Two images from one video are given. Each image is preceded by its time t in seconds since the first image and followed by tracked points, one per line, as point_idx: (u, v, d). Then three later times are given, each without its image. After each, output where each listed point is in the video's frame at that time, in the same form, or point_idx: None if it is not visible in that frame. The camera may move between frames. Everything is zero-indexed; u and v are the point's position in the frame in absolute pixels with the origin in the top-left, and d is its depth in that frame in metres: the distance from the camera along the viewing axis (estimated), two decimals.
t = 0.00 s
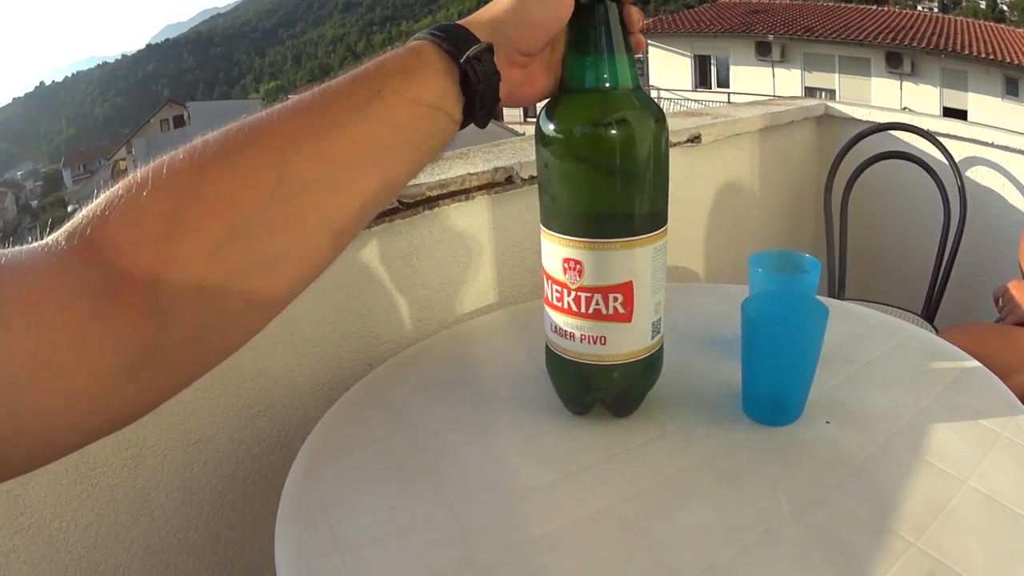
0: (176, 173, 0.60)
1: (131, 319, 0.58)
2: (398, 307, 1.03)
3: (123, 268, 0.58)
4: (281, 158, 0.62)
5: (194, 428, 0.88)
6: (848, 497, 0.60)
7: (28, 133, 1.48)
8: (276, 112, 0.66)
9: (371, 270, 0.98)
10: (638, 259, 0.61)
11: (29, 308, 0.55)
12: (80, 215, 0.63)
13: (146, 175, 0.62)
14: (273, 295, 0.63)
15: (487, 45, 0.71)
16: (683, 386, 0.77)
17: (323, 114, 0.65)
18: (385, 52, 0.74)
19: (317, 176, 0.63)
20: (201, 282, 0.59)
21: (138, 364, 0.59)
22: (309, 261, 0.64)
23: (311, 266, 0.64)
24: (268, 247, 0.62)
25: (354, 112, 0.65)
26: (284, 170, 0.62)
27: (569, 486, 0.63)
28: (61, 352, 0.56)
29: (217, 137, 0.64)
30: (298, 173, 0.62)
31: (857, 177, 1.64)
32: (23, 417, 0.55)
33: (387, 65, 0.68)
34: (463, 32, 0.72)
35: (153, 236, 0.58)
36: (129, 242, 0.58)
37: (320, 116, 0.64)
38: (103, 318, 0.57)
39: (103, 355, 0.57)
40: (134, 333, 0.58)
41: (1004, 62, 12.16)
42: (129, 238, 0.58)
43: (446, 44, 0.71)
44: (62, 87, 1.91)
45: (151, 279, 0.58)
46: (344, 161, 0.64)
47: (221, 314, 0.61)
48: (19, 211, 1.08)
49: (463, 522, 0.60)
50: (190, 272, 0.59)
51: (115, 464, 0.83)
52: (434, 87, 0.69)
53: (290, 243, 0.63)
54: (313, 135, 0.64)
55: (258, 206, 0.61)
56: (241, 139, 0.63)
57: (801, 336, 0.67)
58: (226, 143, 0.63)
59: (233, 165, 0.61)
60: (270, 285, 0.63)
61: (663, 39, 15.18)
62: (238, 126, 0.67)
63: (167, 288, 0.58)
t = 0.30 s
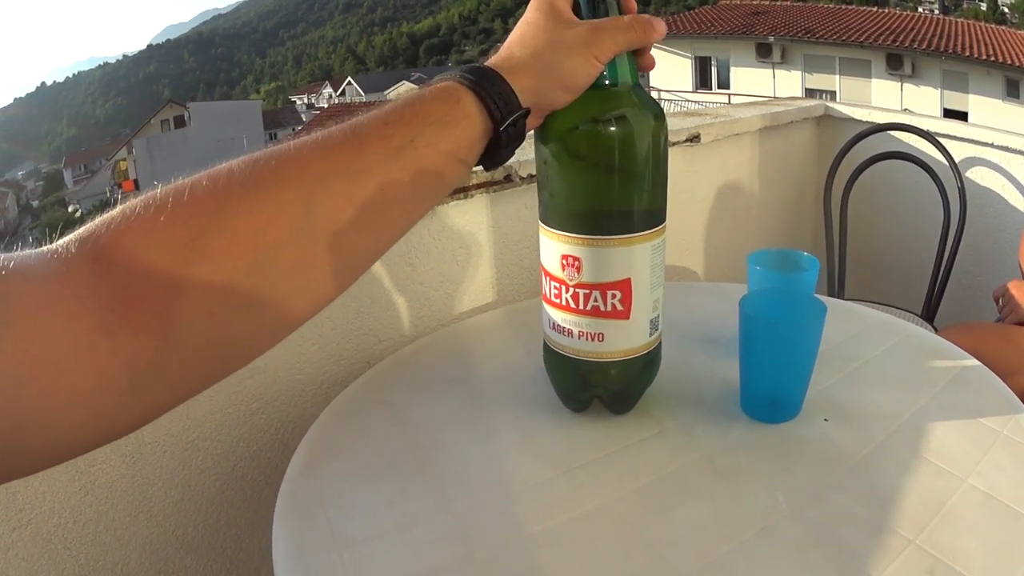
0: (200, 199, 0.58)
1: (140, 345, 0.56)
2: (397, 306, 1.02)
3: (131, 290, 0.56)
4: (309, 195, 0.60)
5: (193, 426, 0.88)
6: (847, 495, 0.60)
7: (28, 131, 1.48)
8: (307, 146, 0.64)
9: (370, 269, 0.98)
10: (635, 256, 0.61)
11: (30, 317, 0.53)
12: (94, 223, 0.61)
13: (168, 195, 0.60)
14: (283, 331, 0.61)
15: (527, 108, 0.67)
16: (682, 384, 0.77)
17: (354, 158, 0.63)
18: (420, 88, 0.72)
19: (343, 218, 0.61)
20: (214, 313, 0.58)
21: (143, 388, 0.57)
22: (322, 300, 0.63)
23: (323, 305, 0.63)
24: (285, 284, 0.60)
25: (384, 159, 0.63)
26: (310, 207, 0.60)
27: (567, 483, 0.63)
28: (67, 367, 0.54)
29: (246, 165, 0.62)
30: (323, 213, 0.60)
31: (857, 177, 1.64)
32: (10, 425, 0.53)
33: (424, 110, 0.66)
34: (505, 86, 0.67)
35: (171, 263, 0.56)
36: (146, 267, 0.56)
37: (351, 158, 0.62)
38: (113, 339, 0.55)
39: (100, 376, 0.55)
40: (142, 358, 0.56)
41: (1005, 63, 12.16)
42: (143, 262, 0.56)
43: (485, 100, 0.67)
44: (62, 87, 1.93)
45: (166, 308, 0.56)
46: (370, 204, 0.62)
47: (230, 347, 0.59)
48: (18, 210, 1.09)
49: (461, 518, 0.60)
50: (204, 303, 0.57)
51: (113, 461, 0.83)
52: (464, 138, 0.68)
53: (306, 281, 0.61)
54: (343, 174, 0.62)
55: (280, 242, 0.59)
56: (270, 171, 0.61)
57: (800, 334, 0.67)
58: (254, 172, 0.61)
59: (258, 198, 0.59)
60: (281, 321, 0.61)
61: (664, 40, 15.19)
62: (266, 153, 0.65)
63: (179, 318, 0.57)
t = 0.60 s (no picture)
0: (204, 209, 0.57)
1: (142, 358, 0.55)
2: (397, 306, 1.03)
3: (134, 302, 0.55)
4: (315, 209, 0.59)
5: (195, 427, 0.88)
6: (846, 494, 0.61)
7: (30, 131, 1.48)
8: (313, 157, 0.62)
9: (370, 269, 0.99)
10: (633, 256, 0.61)
11: (29, 329, 0.52)
12: (98, 228, 0.60)
13: (172, 204, 0.59)
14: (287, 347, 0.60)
15: (533, 124, 0.64)
16: (683, 384, 0.77)
17: (359, 174, 0.61)
18: (430, 100, 0.70)
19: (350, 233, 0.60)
20: (218, 327, 0.57)
21: (143, 400, 0.56)
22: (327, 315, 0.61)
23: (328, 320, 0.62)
24: (289, 300, 0.59)
25: (390, 176, 0.61)
26: (317, 222, 0.59)
27: (568, 483, 0.63)
28: (67, 378, 0.53)
29: (251, 177, 0.61)
30: (328, 228, 0.59)
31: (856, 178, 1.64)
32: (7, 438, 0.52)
33: (430, 125, 0.64)
34: (509, 100, 0.63)
35: (174, 276, 0.55)
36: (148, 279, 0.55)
37: (356, 174, 0.61)
38: (115, 351, 0.54)
39: (98, 389, 0.54)
40: (143, 372, 0.55)
41: (1004, 63, 12.17)
42: (145, 276, 0.55)
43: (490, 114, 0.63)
44: (62, 86, 1.94)
45: (168, 321, 0.55)
46: (377, 220, 0.61)
47: (232, 362, 0.58)
48: (18, 210, 1.09)
49: (463, 518, 0.60)
50: (207, 317, 0.56)
51: (115, 462, 0.84)
52: (471, 155, 0.65)
53: (313, 297, 0.60)
54: (349, 189, 0.60)
55: (286, 257, 0.58)
56: (276, 183, 0.59)
57: (797, 333, 0.67)
58: (259, 185, 0.59)
59: (261, 213, 0.58)
60: (285, 338, 0.60)
61: (663, 39, 15.19)
62: (272, 163, 0.63)
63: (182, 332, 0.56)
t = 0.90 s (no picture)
0: (215, 206, 0.56)
1: (150, 356, 0.54)
2: (399, 305, 1.03)
3: (143, 299, 0.54)
4: (328, 208, 0.58)
5: (197, 424, 0.88)
6: (846, 490, 0.61)
7: (31, 131, 1.49)
8: (326, 155, 0.62)
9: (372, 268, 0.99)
10: (637, 254, 0.62)
11: (34, 326, 0.51)
12: (104, 220, 0.59)
13: (182, 198, 0.58)
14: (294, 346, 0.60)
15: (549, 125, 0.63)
16: (684, 381, 0.78)
17: (372, 174, 0.60)
18: (442, 97, 0.69)
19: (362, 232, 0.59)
20: (227, 325, 0.56)
21: (149, 399, 0.55)
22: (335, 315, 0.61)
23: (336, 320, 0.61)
24: (299, 300, 0.58)
25: (403, 176, 0.61)
26: (329, 221, 0.58)
27: (570, 479, 0.63)
28: (73, 376, 0.52)
29: (263, 174, 0.60)
30: (341, 227, 0.59)
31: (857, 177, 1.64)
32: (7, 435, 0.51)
33: (445, 123, 0.63)
34: (525, 100, 0.63)
35: (184, 273, 0.54)
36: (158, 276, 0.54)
37: (368, 174, 0.60)
38: (123, 349, 0.53)
39: (103, 389, 0.53)
40: (151, 369, 0.54)
41: (1004, 63, 12.16)
42: (154, 274, 0.54)
43: (507, 115, 0.63)
44: (63, 86, 1.94)
45: (176, 319, 0.55)
46: (389, 220, 0.60)
47: (240, 360, 0.58)
48: (19, 210, 1.10)
49: (465, 514, 0.60)
50: (216, 315, 0.56)
51: (117, 460, 0.84)
52: (484, 155, 0.64)
53: (323, 297, 0.60)
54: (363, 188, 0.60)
55: (298, 257, 0.57)
56: (289, 181, 0.59)
57: (797, 331, 0.68)
58: (270, 183, 0.59)
59: (274, 211, 0.57)
60: (293, 337, 0.59)
61: (663, 39, 15.20)
62: (284, 159, 0.63)
63: (190, 330, 0.55)
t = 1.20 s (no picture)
0: (236, 210, 0.56)
1: (167, 360, 0.54)
2: (399, 307, 1.02)
3: (161, 302, 0.54)
4: (351, 213, 0.57)
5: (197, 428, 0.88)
6: (850, 494, 0.60)
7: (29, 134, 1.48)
8: (352, 158, 0.61)
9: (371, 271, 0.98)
10: (659, 248, 0.62)
11: (51, 328, 0.51)
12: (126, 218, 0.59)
13: (204, 199, 0.58)
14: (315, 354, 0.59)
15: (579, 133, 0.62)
16: (686, 384, 0.77)
17: (397, 180, 0.59)
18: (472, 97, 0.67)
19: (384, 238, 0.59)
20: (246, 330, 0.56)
21: (166, 404, 0.55)
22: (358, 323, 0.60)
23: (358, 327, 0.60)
24: (320, 306, 0.58)
25: (428, 180, 0.60)
26: (351, 226, 0.57)
27: (571, 484, 0.63)
28: (89, 379, 0.52)
29: (287, 178, 0.59)
30: (363, 233, 0.58)
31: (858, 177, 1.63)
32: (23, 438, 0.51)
33: (475, 128, 0.61)
34: (556, 107, 0.60)
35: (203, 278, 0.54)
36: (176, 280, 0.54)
37: (394, 179, 0.59)
38: (139, 352, 0.53)
39: (120, 393, 0.53)
40: (168, 374, 0.54)
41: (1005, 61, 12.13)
42: (174, 277, 0.54)
43: (537, 122, 0.61)
44: (62, 89, 1.91)
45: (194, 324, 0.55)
46: (412, 225, 0.59)
47: (259, 366, 0.57)
48: (18, 211, 1.09)
49: (464, 519, 0.60)
50: (234, 320, 0.55)
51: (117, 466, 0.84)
52: (513, 161, 0.62)
53: (345, 304, 0.59)
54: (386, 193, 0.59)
55: (319, 262, 0.57)
56: (312, 185, 0.58)
57: (800, 333, 0.67)
58: (293, 186, 0.58)
59: (296, 216, 0.57)
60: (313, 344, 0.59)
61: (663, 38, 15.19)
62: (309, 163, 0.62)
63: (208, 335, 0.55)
